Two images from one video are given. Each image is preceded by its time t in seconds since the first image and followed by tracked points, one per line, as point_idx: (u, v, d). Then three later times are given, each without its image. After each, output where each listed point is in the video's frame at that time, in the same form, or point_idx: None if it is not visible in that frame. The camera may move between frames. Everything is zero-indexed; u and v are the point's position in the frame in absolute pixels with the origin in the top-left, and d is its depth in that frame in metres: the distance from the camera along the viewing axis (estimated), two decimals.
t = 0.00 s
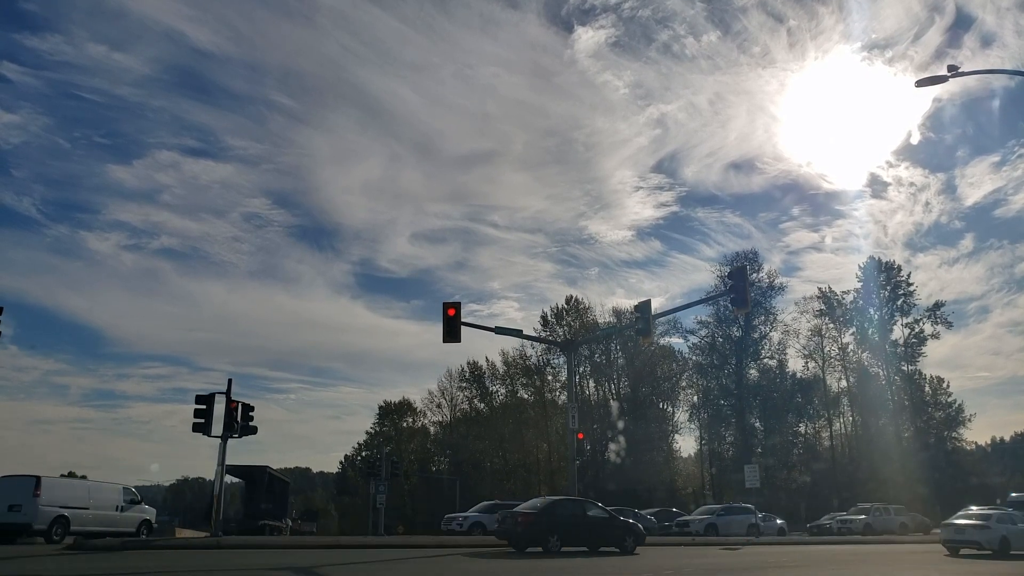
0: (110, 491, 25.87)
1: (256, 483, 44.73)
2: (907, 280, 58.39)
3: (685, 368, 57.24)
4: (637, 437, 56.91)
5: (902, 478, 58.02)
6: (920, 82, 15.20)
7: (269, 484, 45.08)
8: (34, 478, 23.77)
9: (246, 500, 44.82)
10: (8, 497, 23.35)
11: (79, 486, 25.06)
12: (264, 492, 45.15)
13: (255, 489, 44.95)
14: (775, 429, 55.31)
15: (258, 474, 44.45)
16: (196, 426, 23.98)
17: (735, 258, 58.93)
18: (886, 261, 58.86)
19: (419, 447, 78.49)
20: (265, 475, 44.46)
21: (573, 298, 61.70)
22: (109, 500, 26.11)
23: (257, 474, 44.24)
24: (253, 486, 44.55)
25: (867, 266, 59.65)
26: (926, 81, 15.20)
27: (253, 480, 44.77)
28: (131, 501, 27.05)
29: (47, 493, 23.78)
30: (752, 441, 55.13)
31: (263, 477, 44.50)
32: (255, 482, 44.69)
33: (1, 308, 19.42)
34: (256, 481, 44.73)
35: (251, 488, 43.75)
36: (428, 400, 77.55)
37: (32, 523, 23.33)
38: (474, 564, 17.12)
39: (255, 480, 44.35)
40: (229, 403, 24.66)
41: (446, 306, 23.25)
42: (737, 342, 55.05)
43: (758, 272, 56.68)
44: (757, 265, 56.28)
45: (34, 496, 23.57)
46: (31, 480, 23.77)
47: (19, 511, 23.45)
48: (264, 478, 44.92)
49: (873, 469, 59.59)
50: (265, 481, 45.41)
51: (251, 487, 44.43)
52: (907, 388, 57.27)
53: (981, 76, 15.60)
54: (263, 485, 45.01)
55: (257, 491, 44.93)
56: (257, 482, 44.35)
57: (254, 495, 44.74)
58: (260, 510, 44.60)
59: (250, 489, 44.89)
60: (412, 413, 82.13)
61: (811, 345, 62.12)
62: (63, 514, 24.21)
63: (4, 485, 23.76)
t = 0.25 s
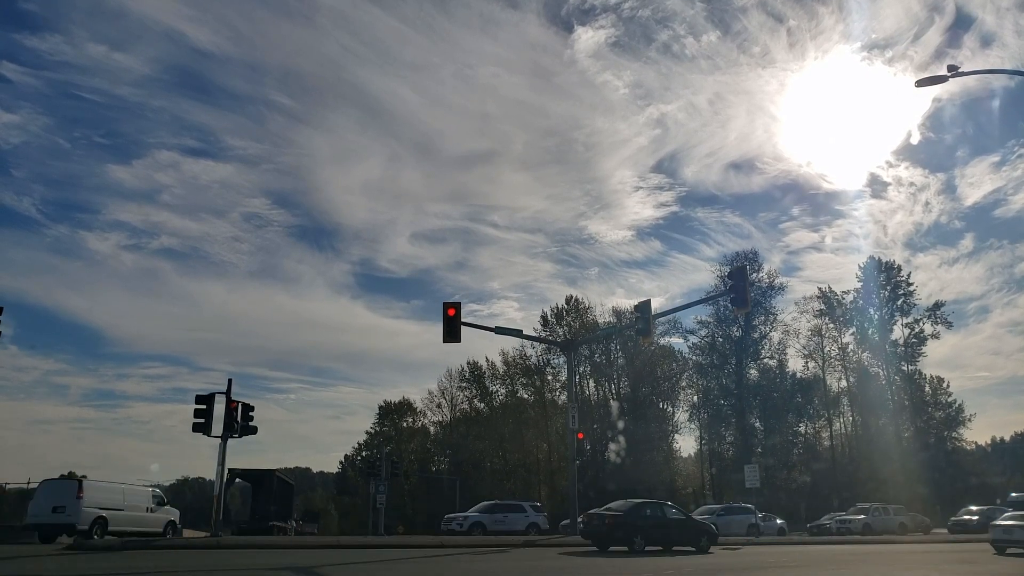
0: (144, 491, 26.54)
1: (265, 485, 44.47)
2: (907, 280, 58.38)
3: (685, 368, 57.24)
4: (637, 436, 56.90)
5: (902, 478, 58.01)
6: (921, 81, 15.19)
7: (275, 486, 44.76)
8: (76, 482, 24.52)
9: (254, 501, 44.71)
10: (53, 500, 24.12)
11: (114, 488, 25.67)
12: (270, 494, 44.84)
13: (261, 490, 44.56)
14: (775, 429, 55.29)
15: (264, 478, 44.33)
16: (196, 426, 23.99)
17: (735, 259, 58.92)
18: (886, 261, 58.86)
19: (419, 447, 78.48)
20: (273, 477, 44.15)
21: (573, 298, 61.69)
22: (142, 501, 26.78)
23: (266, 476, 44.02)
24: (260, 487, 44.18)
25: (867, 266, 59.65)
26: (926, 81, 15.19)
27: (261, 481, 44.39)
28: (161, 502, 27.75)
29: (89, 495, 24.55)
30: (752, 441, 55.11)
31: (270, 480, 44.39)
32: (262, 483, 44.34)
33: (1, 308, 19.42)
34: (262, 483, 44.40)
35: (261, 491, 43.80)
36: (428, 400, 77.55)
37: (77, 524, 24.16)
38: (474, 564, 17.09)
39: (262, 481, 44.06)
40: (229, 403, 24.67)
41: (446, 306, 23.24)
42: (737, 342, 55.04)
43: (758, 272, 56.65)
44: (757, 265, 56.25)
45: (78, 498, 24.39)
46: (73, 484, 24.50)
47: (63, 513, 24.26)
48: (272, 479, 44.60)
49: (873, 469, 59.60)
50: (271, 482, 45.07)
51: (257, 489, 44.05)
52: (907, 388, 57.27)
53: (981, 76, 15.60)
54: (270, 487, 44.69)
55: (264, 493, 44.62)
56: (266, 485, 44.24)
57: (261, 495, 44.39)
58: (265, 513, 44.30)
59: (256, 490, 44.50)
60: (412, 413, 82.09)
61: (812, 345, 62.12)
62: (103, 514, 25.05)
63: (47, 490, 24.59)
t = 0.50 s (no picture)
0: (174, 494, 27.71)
1: (271, 488, 44.03)
2: (907, 280, 58.38)
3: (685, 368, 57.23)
4: (637, 437, 56.89)
5: (902, 478, 58.03)
6: (921, 81, 15.18)
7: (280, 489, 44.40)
8: (117, 485, 25.78)
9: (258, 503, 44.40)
10: (95, 502, 25.36)
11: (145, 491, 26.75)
12: (275, 496, 44.60)
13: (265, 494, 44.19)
14: (775, 429, 55.27)
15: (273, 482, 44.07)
16: (196, 426, 23.97)
17: (735, 259, 58.93)
18: (886, 261, 58.86)
19: (419, 447, 78.48)
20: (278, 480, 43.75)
21: (573, 298, 61.68)
22: (170, 502, 27.91)
23: (273, 480, 43.64)
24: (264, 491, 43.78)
25: (867, 266, 59.67)
26: (927, 81, 15.18)
27: (266, 484, 43.99)
28: (186, 504, 28.76)
29: (128, 497, 25.82)
30: (752, 441, 55.09)
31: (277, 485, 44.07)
32: (267, 486, 43.97)
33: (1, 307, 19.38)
34: (267, 485, 44.02)
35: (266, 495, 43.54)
36: (428, 400, 77.59)
37: (118, 526, 25.44)
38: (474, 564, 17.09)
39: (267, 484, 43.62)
40: (229, 403, 24.64)
41: (446, 305, 23.23)
42: (736, 341, 55.03)
43: (758, 272, 56.64)
44: (757, 265, 56.23)
45: (118, 500, 25.66)
46: (114, 487, 25.79)
47: (105, 514, 25.49)
48: (277, 482, 44.20)
49: (873, 469, 59.59)
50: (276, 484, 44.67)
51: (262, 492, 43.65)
52: (907, 388, 57.27)
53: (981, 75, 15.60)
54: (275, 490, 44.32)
55: (269, 496, 44.22)
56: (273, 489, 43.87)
57: (265, 499, 44.00)
58: (269, 518, 44.12)
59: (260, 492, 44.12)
60: (412, 413, 82.07)
61: (812, 345, 62.13)
62: (141, 516, 26.38)
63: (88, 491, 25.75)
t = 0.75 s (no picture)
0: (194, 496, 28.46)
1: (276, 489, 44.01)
2: (907, 280, 58.37)
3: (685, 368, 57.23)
4: (637, 437, 56.88)
5: (901, 478, 58.05)
6: (921, 81, 15.18)
7: (285, 492, 45.15)
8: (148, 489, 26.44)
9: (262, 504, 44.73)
10: (126, 504, 25.94)
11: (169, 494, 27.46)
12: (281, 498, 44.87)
13: (269, 496, 44.93)
14: (775, 429, 55.26)
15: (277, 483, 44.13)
16: (196, 426, 23.97)
17: (735, 259, 58.93)
18: (886, 261, 58.86)
19: (419, 447, 78.46)
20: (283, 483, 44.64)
21: (573, 298, 61.68)
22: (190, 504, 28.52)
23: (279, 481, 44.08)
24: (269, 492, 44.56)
25: (867, 266, 59.68)
26: (926, 80, 15.18)
27: (270, 487, 44.87)
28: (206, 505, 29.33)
29: (158, 499, 26.50)
30: (752, 441, 55.07)
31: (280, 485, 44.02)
32: (271, 489, 44.79)
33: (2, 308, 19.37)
34: (272, 488, 44.85)
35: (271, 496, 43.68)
36: (428, 400, 77.60)
37: (149, 526, 26.01)
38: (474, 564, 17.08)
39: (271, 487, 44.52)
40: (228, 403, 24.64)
41: (446, 305, 23.24)
42: (736, 341, 55.03)
43: (758, 272, 56.64)
44: (757, 265, 56.22)
45: (149, 502, 26.31)
46: (145, 489, 26.54)
47: (136, 515, 26.11)
48: (281, 485, 45.07)
49: (873, 468, 59.60)
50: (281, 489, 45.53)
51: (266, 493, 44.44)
52: (907, 388, 57.28)
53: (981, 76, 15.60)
54: (280, 494, 45.15)
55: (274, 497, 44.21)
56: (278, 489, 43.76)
57: (269, 500, 44.72)
58: (272, 519, 44.38)
59: (264, 495, 44.89)
60: (411, 413, 82.05)
61: (812, 345, 62.13)
62: (168, 517, 27.03)
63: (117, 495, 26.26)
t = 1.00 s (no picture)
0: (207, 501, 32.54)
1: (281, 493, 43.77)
2: (907, 280, 58.37)
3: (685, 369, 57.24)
4: (638, 437, 56.87)
5: (901, 478, 58.06)
6: (921, 81, 15.17)
7: (292, 496, 45.08)
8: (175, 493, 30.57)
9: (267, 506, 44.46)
10: (159, 505, 29.94)
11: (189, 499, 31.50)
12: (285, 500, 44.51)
13: (276, 499, 44.85)
14: (775, 429, 55.26)
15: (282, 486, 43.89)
16: (196, 426, 23.96)
17: (735, 259, 58.95)
18: (886, 261, 58.86)
19: (419, 447, 78.46)
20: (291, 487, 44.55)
21: (573, 298, 61.68)
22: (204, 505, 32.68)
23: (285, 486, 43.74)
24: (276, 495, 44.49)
25: (867, 266, 59.70)
26: (927, 80, 15.18)
27: (278, 490, 44.82)
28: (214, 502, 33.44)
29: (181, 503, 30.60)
30: (752, 441, 55.08)
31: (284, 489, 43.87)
32: (279, 492, 44.72)
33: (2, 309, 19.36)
34: (279, 491, 44.79)
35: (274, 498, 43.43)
36: (429, 400, 77.63)
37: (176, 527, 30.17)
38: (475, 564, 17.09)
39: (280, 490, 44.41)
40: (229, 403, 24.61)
41: (446, 305, 23.23)
42: (736, 341, 55.04)
43: (758, 272, 56.65)
44: (757, 265, 56.23)
45: (177, 505, 30.40)
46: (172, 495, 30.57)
47: (165, 517, 29.96)
48: (289, 489, 45.06)
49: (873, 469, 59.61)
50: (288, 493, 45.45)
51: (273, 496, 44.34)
52: (907, 388, 57.29)
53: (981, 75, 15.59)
54: (287, 497, 45.08)
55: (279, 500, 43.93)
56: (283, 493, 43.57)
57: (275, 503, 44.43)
58: (277, 522, 44.26)
59: (271, 497, 44.77)
60: (412, 413, 82.05)
61: (812, 345, 62.13)
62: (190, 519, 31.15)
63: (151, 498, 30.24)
